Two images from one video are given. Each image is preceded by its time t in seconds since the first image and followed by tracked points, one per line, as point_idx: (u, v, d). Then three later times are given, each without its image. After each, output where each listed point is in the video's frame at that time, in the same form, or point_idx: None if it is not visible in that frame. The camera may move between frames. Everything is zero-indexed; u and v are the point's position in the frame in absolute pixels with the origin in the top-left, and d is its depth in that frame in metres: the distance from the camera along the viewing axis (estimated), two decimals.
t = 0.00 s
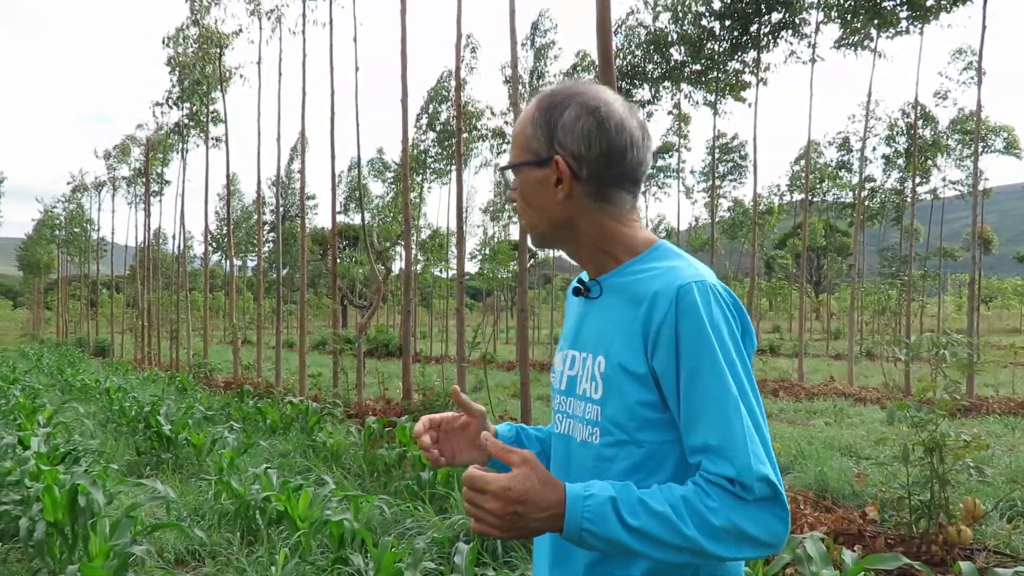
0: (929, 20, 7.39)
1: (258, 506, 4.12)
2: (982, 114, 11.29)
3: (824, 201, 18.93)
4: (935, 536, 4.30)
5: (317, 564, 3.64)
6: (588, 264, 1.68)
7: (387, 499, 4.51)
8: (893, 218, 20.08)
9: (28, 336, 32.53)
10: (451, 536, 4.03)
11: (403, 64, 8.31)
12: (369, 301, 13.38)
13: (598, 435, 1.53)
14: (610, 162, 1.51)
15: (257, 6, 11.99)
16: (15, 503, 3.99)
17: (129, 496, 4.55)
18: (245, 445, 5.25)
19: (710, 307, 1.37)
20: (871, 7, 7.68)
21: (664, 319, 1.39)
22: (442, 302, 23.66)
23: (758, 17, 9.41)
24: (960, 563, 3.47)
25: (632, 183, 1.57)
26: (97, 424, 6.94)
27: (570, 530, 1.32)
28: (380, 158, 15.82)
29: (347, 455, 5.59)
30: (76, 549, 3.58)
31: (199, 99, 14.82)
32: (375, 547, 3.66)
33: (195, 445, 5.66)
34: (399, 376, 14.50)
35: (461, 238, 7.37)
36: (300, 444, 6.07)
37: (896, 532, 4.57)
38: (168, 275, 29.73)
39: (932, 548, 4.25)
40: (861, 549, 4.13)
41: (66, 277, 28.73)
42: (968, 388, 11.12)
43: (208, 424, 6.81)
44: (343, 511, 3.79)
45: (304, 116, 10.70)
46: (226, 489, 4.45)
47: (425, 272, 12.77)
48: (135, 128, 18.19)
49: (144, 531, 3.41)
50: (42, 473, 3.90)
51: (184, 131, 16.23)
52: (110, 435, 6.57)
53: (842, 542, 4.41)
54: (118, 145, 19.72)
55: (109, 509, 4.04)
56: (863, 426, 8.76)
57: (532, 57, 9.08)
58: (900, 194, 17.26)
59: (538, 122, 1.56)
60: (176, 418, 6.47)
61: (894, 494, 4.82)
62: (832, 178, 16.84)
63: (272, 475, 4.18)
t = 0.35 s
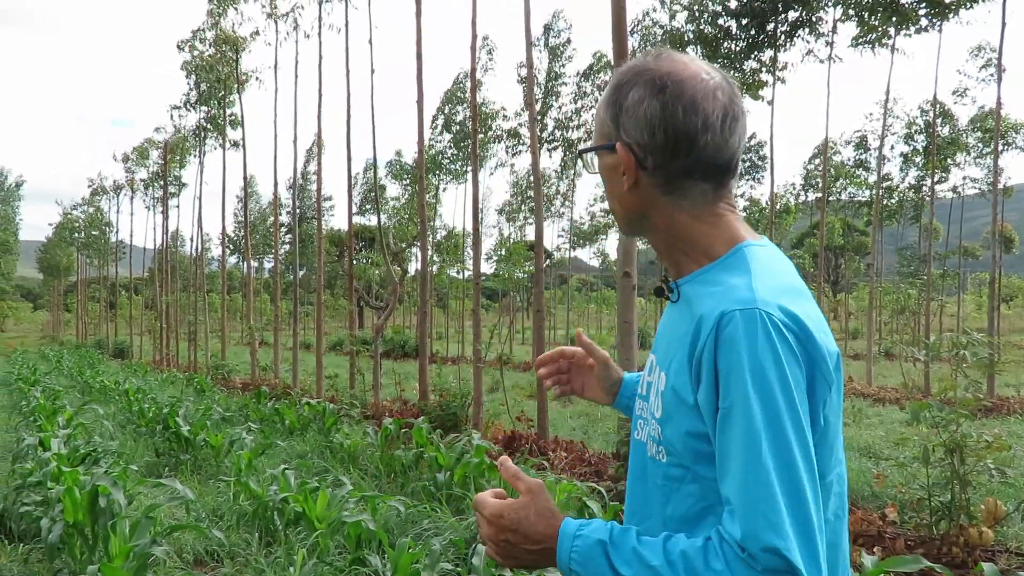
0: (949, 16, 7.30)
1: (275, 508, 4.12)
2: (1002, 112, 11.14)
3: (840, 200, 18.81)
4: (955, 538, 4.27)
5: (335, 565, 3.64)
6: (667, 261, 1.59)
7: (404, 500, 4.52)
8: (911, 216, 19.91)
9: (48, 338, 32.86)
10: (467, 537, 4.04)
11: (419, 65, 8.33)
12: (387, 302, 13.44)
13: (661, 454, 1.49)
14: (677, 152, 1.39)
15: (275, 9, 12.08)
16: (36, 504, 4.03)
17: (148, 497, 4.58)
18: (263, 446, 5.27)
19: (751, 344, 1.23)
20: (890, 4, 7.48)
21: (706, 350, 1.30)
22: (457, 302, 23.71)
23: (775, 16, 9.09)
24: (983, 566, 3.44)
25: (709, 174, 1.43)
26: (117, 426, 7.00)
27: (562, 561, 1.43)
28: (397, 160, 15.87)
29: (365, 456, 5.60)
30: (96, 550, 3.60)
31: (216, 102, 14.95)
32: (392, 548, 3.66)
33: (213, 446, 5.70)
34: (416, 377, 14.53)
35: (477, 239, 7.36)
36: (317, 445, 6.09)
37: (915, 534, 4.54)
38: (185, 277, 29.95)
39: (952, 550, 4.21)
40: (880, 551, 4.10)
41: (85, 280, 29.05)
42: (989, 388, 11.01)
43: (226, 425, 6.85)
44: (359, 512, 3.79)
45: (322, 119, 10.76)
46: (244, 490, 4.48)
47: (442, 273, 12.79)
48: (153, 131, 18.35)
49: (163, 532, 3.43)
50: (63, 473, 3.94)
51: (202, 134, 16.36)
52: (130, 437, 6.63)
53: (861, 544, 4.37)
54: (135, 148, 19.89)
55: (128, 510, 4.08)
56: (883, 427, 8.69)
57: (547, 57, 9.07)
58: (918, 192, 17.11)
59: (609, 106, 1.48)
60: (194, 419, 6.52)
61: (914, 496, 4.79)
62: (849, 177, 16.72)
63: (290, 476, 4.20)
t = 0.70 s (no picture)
0: (959, 14, 7.23)
1: (286, 509, 4.13)
2: (1013, 110, 11.09)
3: (849, 199, 18.75)
4: (969, 538, 4.26)
5: (346, 566, 3.65)
6: (713, 261, 1.58)
7: (415, 501, 4.52)
8: (922, 216, 19.81)
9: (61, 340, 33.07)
10: (478, 538, 4.06)
11: (429, 66, 8.35)
12: (397, 303, 13.46)
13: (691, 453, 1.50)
14: (728, 146, 1.37)
15: (285, 12, 12.14)
16: (49, 505, 4.06)
17: (160, 498, 4.60)
18: (274, 448, 5.28)
19: (781, 356, 1.21)
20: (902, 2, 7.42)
21: (735, 356, 1.29)
22: (468, 304, 23.75)
23: (785, 15, 8.99)
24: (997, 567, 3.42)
25: (759, 173, 1.41)
26: (129, 427, 7.03)
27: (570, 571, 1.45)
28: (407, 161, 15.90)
29: (376, 458, 5.62)
30: (109, 552, 3.62)
31: (226, 105, 15.04)
32: (403, 550, 3.66)
33: (225, 448, 5.72)
34: (426, 378, 14.53)
35: (487, 240, 7.36)
36: (328, 446, 6.11)
37: (929, 534, 4.52)
38: (196, 279, 30.08)
39: (966, 551, 4.21)
40: (895, 552, 4.08)
41: (96, 283, 29.22)
42: (1003, 389, 10.94)
43: (237, 427, 6.86)
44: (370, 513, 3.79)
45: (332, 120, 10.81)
46: (256, 491, 4.50)
47: (452, 274, 12.81)
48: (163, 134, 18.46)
49: (175, 534, 3.45)
50: (76, 474, 3.97)
51: (212, 136, 16.43)
52: (142, 438, 6.66)
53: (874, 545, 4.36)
54: (146, 151, 20.01)
55: (141, 511, 4.09)
56: (895, 427, 8.66)
57: (555, 57, 9.08)
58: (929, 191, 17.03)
59: (659, 103, 1.47)
60: (205, 420, 6.54)
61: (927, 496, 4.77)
62: (859, 176, 16.66)
63: (301, 477, 4.21)
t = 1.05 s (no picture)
0: (972, 19, 7.16)
1: (298, 516, 4.14)
2: None
3: (860, 205, 18.69)
4: (984, 547, 4.23)
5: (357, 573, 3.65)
6: (719, 275, 1.57)
7: (426, 508, 4.52)
8: (934, 221, 19.71)
9: (73, 347, 33.27)
10: (490, 546, 4.09)
11: (439, 73, 8.36)
12: (408, 309, 13.47)
13: (679, 454, 1.52)
14: (759, 162, 1.37)
15: (297, 20, 12.21)
16: (62, 512, 4.09)
17: (173, 505, 4.62)
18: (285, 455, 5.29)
19: (771, 365, 1.21)
20: (915, 8, 7.24)
21: (727, 361, 1.29)
22: (478, 310, 23.75)
23: (796, 21, 8.96)
24: None
25: (778, 190, 1.43)
26: (141, 435, 7.06)
27: None
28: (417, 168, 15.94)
29: (386, 465, 5.62)
30: (121, 558, 3.64)
31: (238, 113, 15.13)
32: (414, 557, 3.65)
33: (236, 455, 5.73)
34: (437, 385, 14.54)
35: (497, 247, 7.36)
36: (339, 453, 6.12)
37: (943, 542, 4.49)
38: (207, 285, 30.23)
39: (980, 560, 4.17)
40: (909, 560, 4.04)
41: (109, 289, 29.40)
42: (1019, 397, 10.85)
43: (249, 433, 6.88)
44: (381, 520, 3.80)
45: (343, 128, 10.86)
46: (268, 498, 4.50)
47: (463, 281, 12.82)
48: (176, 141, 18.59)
49: (188, 540, 3.46)
50: (89, 481, 3.99)
51: (225, 144, 16.52)
52: (155, 445, 6.70)
53: (888, 553, 4.31)
54: (158, 158, 20.14)
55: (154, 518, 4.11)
56: (909, 435, 8.61)
57: (565, 64, 9.10)
58: (941, 196, 16.95)
59: (680, 118, 1.45)
60: (217, 427, 6.57)
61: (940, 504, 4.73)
62: (871, 181, 16.61)
63: (313, 484, 4.21)
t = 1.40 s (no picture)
0: (988, 26, 7.14)
1: (314, 524, 4.14)
2: None
3: (875, 212, 18.61)
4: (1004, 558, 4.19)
5: None
6: (719, 278, 1.67)
7: (441, 516, 4.52)
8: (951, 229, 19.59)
9: (90, 354, 33.54)
10: (506, 554, 4.08)
11: (455, 83, 8.40)
12: (422, 317, 13.48)
13: (688, 457, 1.55)
14: (770, 167, 1.50)
15: (312, 30, 12.29)
16: (80, 518, 4.10)
17: (189, 513, 4.64)
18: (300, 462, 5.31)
19: (803, 353, 1.28)
20: (930, 15, 7.24)
21: (754, 357, 1.34)
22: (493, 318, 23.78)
23: (813, 28, 8.96)
24: None
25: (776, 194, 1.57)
26: (157, 442, 7.09)
27: None
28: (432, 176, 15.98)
29: (401, 473, 5.63)
30: (138, 565, 3.65)
31: (255, 123, 15.23)
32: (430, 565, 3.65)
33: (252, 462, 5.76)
34: (451, 393, 14.54)
35: (512, 255, 7.36)
36: (354, 461, 6.13)
37: (963, 553, 4.46)
38: (223, 293, 30.41)
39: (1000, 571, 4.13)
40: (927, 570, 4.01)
41: (126, 297, 29.63)
42: None
43: (264, 441, 6.90)
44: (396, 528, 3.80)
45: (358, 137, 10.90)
46: (283, 506, 4.52)
47: (477, 289, 12.84)
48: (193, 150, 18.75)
49: (204, 548, 3.47)
50: (106, 488, 4.00)
51: (241, 153, 16.63)
52: (171, 453, 6.72)
53: (908, 564, 4.27)
54: (175, 167, 20.30)
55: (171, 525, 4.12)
56: (925, 444, 8.56)
57: (580, 72, 9.10)
58: (958, 203, 16.84)
59: (690, 125, 1.52)
60: (232, 435, 6.59)
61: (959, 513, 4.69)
62: (887, 188, 16.56)
63: (328, 492, 4.21)
